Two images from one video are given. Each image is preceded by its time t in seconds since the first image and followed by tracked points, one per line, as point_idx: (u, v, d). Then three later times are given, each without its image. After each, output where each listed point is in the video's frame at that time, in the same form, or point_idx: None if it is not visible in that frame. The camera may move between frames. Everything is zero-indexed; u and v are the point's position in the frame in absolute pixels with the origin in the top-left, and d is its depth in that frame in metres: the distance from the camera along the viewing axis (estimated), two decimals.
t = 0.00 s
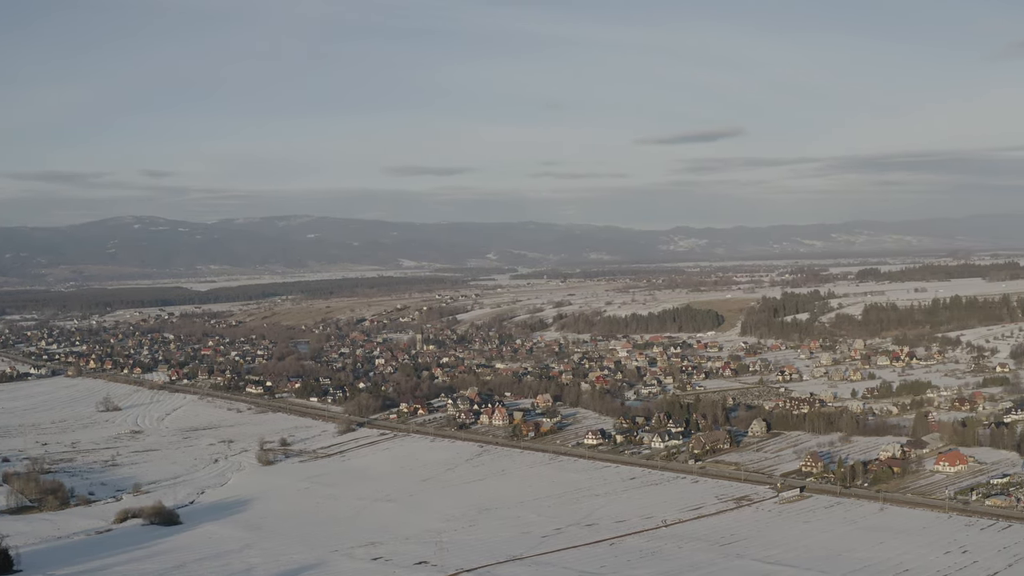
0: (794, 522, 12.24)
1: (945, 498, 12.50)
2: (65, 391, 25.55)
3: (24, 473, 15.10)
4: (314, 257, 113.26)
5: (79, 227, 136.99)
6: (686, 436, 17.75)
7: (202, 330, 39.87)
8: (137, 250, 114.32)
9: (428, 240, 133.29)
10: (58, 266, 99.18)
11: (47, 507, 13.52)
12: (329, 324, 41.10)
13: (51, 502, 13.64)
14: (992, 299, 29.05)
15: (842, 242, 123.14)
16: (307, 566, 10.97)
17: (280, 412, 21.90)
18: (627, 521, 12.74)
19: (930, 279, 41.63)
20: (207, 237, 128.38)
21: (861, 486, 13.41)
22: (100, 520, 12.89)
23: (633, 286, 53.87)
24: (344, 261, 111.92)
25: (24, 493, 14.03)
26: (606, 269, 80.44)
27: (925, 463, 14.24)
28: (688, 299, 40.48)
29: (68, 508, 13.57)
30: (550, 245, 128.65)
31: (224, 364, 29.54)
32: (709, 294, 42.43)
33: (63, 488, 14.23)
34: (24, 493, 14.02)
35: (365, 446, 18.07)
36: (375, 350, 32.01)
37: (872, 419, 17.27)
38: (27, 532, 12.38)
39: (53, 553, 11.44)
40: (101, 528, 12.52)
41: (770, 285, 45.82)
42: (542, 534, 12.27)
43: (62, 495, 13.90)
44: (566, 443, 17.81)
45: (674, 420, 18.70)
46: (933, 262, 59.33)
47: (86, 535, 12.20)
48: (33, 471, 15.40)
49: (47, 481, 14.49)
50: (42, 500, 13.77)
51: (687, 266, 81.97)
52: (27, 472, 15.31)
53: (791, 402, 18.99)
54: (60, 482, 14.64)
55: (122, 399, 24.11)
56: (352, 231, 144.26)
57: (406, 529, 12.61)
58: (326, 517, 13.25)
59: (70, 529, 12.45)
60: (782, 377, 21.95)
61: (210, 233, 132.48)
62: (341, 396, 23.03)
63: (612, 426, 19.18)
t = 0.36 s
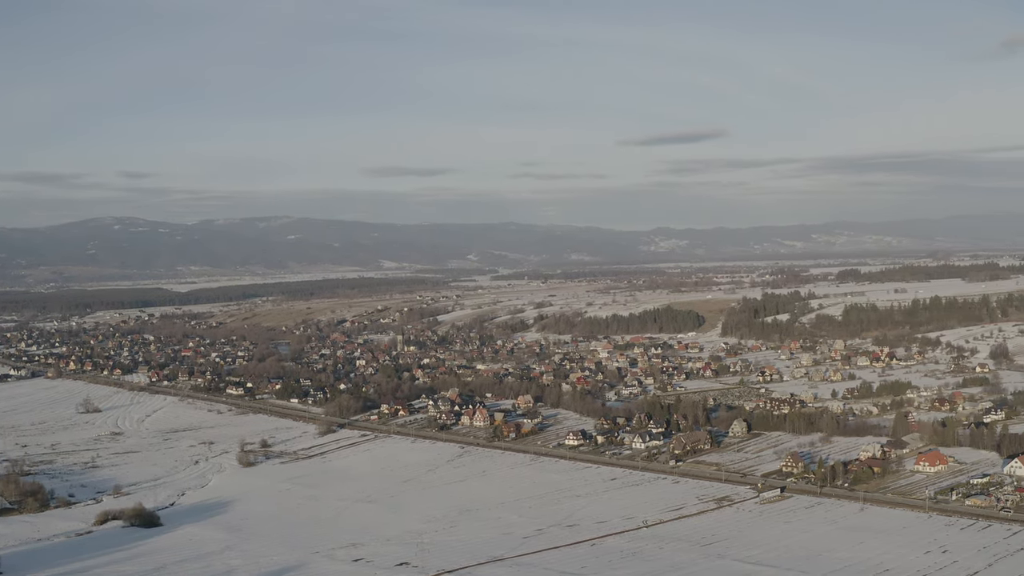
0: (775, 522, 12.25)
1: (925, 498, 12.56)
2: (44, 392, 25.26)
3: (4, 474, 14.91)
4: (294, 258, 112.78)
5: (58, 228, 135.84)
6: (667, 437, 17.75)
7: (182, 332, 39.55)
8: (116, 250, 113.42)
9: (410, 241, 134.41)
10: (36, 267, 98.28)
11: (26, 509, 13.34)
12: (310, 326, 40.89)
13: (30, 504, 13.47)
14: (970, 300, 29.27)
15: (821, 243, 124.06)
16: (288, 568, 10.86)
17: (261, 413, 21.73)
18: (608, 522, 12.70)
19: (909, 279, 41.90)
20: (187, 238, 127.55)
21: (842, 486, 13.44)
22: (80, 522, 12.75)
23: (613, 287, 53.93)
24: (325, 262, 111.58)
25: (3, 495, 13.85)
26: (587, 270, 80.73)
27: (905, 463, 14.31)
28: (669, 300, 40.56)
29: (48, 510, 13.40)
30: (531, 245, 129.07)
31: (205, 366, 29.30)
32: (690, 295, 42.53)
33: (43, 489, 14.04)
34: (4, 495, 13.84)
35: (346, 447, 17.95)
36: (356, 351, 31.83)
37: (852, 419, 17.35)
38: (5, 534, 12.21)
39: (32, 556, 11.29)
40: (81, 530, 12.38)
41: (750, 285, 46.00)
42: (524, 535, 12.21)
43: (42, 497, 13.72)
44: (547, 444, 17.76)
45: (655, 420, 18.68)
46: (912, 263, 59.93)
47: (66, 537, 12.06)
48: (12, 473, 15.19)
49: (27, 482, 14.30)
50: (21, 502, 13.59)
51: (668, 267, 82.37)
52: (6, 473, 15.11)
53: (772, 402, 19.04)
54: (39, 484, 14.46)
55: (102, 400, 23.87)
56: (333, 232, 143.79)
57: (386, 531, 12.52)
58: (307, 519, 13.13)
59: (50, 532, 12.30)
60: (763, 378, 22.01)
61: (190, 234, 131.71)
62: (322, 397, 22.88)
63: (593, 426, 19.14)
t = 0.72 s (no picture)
0: (756, 523, 12.25)
1: (905, 498, 12.61)
2: (23, 394, 24.96)
3: None
4: (275, 259, 112.28)
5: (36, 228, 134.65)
6: (647, 438, 17.75)
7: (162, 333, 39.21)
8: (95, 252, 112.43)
9: (392, 241, 135.33)
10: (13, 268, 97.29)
11: (6, 511, 13.14)
12: (290, 327, 40.66)
13: (9, 506, 13.29)
14: (947, 301, 29.50)
15: (801, 244, 124.96)
16: (268, 570, 10.75)
17: (241, 415, 21.55)
18: (589, 523, 12.67)
19: (887, 280, 42.19)
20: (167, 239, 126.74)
21: (823, 486, 13.47)
22: (60, 524, 12.60)
23: (594, 288, 54.02)
24: (305, 262, 111.17)
25: None
26: (568, 271, 81.05)
27: (885, 463, 14.37)
28: (650, 301, 40.66)
29: (27, 512, 13.22)
30: (513, 245, 129.50)
31: (185, 367, 29.04)
32: (670, 296, 42.62)
33: (23, 492, 13.85)
34: None
35: (327, 448, 17.82)
36: (337, 352, 31.65)
37: (832, 419, 17.43)
38: None
39: (12, 560, 11.14)
40: (61, 532, 12.24)
41: (730, 286, 46.18)
42: (505, 536, 12.15)
43: (21, 499, 13.53)
44: (528, 445, 17.70)
45: (635, 421, 18.66)
46: (889, 264, 60.42)
47: (46, 540, 11.91)
48: None
49: (6, 484, 14.10)
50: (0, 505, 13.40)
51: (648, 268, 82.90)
52: None
53: (752, 403, 19.10)
54: (19, 486, 14.25)
55: (82, 402, 23.60)
56: (314, 233, 143.30)
57: (367, 532, 12.42)
58: (287, 520, 13.02)
59: (29, 534, 12.14)
60: (744, 378, 22.08)
61: (170, 235, 130.76)
62: (302, 398, 22.71)
63: (574, 427, 19.11)
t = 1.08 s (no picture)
0: (737, 523, 12.26)
1: (885, 498, 12.66)
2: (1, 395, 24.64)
3: None
4: (256, 260, 111.70)
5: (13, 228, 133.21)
6: (628, 438, 17.75)
7: (141, 334, 38.85)
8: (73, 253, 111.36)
9: (373, 241, 136.59)
10: None
11: None
12: (270, 328, 40.38)
13: None
14: (926, 301, 29.72)
15: (781, 244, 125.79)
16: (248, 572, 10.64)
17: (222, 416, 21.37)
18: (571, 523, 12.63)
19: (866, 281, 42.51)
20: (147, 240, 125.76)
21: (803, 486, 13.51)
22: (39, 526, 12.44)
23: (575, 288, 54.12)
24: (285, 263, 110.72)
25: None
26: (549, 271, 81.21)
27: (864, 463, 14.43)
28: (631, 301, 40.74)
29: (5, 514, 13.05)
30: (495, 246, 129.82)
31: (165, 368, 28.76)
32: (651, 296, 42.72)
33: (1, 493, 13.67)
34: None
35: (307, 449, 17.69)
36: (318, 353, 31.47)
37: (812, 419, 17.50)
38: None
39: None
40: (40, 534, 12.08)
41: (710, 287, 46.33)
42: (486, 537, 12.09)
43: None
44: (509, 445, 17.65)
45: (616, 421, 18.66)
46: (867, 264, 61.00)
47: (25, 542, 11.75)
48: None
49: None
50: None
51: (629, 269, 83.22)
52: None
53: (733, 403, 19.14)
54: None
55: (61, 403, 23.32)
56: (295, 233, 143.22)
57: (348, 533, 12.33)
58: (268, 521, 12.90)
59: (7, 536, 11.97)
60: (725, 379, 22.15)
61: (149, 236, 129.72)
62: (283, 399, 22.54)
63: (555, 428, 19.08)
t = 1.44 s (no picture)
0: (718, 523, 12.26)
1: (865, 497, 12.70)
2: None
3: None
4: (236, 260, 111.12)
5: None
6: (610, 438, 17.74)
7: (121, 334, 38.49)
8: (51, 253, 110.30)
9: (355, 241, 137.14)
10: None
11: None
12: (251, 329, 40.11)
13: None
14: (905, 301, 29.92)
15: (762, 245, 126.65)
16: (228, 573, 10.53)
17: (202, 417, 21.18)
18: (553, 524, 12.59)
19: (845, 281, 42.79)
20: (127, 240, 124.73)
21: (784, 486, 13.54)
22: (19, 528, 12.28)
23: (557, 288, 54.17)
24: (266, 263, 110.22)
25: None
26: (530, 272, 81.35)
27: (845, 463, 14.48)
28: (612, 301, 40.80)
29: None
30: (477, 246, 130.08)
31: (145, 369, 28.50)
32: (632, 297, 42.79)
33: None
34: None
35: (288, 450, 17.57)
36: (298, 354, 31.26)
37: (793, 419, 17.56)
38: None
39: None
40: (19, 536, 11.93)
41: (691, 287, 46.49)
42: (467, 537, 12.02)
43: None
44: (490, 446, 17.60)
45: (597, 422, 18.65)
46: (845, 264, 61.53)
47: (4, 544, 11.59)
48: None
49: None
50: None
51: (610, 270, 83.48)
52: None
53: (714, 403, 19.18)
54: None
55: (41, 405, 23.05)
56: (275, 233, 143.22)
57: (329, 534, 12.24)
58: (248, 523, 12.78)
59: None
60: (706, 379, 22.20)
61: (128, 237, 128.71)
62: (264, 400, 22.38)
63: (536, 428, 19.05)
